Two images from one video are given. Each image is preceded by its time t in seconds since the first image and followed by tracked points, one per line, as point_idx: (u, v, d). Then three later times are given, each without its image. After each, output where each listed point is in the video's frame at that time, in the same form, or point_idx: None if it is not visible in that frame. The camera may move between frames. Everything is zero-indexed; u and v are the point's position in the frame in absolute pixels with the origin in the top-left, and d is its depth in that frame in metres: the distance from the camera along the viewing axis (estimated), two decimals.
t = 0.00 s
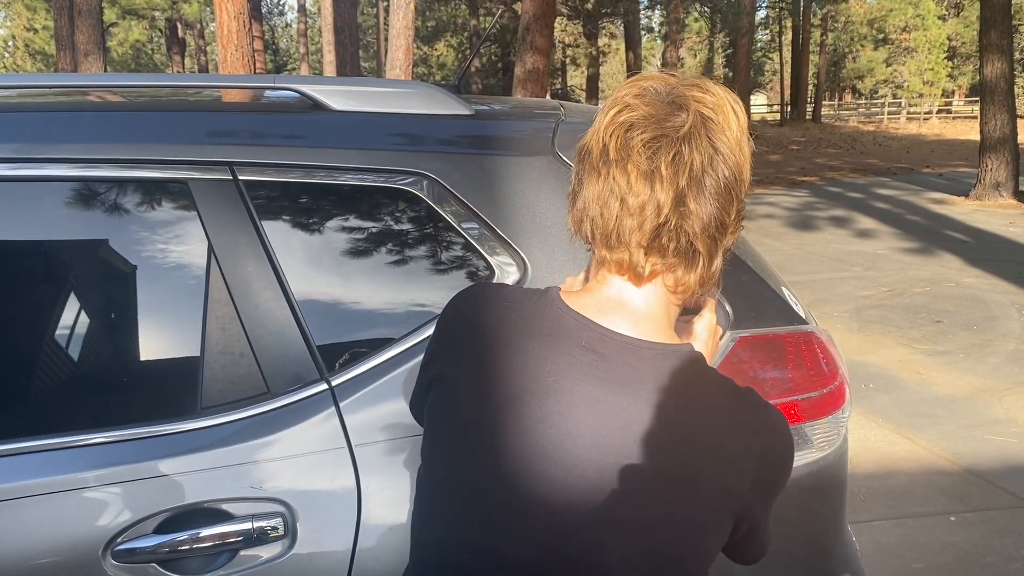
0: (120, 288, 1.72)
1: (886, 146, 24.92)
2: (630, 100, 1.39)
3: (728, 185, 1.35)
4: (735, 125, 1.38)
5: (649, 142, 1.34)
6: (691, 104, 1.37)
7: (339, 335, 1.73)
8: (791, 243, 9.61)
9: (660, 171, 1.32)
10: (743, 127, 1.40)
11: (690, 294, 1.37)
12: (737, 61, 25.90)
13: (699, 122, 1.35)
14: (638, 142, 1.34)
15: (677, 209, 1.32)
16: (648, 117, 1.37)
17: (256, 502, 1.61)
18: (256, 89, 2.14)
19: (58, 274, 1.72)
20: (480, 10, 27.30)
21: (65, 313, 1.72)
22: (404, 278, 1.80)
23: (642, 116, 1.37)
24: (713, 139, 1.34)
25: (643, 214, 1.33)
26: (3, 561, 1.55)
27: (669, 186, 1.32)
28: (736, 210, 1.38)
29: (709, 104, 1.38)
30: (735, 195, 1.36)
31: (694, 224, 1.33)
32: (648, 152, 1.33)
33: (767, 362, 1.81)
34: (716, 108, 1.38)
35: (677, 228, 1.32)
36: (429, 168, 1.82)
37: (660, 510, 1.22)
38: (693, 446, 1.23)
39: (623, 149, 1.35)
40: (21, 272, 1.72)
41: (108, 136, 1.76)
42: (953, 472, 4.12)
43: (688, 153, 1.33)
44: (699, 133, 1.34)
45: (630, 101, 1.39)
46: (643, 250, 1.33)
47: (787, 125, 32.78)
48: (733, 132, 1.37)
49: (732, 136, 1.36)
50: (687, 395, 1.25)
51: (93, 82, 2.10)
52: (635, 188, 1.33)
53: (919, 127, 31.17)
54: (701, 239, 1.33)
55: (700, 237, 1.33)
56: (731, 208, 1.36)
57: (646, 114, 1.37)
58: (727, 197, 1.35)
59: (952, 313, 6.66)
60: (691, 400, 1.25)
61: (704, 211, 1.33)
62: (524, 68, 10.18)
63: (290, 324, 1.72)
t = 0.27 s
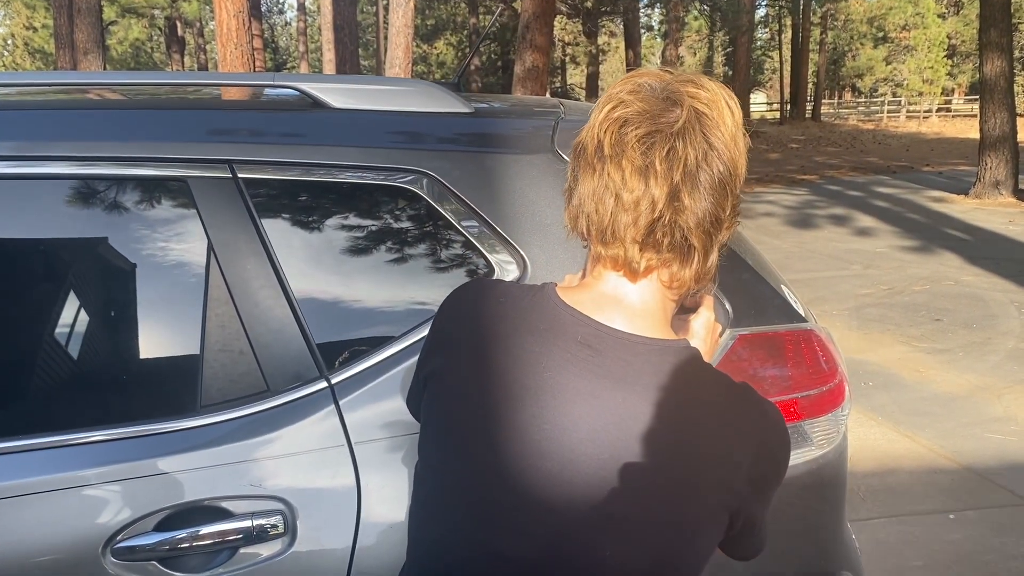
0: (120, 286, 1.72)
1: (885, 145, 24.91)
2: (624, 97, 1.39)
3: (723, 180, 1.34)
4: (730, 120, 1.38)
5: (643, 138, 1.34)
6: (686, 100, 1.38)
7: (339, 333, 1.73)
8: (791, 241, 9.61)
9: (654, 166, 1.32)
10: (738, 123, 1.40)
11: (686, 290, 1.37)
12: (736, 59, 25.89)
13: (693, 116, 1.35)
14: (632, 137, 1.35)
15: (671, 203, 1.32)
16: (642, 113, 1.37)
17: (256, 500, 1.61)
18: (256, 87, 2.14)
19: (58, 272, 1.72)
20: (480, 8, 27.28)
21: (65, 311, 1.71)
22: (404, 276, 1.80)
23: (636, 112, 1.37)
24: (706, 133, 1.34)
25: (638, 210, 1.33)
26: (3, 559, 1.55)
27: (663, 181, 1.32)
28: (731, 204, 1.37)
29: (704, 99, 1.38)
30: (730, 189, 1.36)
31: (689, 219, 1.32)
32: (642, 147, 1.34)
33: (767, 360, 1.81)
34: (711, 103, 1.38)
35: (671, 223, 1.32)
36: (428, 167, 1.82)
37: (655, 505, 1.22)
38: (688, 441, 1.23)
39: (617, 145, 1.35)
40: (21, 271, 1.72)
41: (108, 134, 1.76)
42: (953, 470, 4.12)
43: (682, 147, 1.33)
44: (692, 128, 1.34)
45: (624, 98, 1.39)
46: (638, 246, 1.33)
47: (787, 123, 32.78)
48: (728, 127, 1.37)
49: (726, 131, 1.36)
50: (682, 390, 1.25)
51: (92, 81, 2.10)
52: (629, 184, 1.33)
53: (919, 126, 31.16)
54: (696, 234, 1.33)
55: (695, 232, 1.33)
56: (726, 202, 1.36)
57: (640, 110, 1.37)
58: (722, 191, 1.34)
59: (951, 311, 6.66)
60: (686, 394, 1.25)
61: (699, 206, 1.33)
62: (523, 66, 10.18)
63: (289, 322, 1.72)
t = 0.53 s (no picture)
0: (119, 285, 1.72)
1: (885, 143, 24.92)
2: (617, 94, 1.39)
3: (716, 177, 1.34)
4: (721, 117, 1.38)
5: (635, 135, 1.34)
6: (677, 97, 1.38)
7: (338, 332, 1.73)
8: (790, 240, 9.61)
9: (646, 163, 1.32)
10: (731, 119, 1.40)
11: (679, 286, 1.37)
12: (735, 58, 25.88)
13: (684, 113, 1.35)
14: (624, 134, 1.35)
15: (663, 199, 1.32)
16: (635, 110, 1.37)
17: (255, 499, 1.61)
18: (255, 85, 2.13)
19: (57, 271, 1.72)
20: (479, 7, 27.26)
21: (65, 310, 1.72)
22: (403, 275, 1.80)
23: (628, 109, 1.37)
24: (698, 130, 1.34)
25: (630, 207, 1.33)
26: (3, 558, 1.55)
27: (656, 178, 1.32)
28: (724, 200, 1.37)
29: (696, 96, 1.38)
30: (723, 185, 1.36)
31: (682, 216, 1.32)
32: (634, 144, 1.34)
33: (766, 359, 1.81)
34: (703, 100, 1.38)
35: (664, 220, 1.32)
36: (426, 166, 1.82)
37: (650, 501, 1.22)
38: (683, 437, 1.23)
39: (609, 142, 1.35)
40: (21, 269, 1.72)
41: (106, 133, 1.76)
42: (952, 469, 4.12)
43: (674, 144, 1.33)
44: (684, 124, 1.34)
45: (616, 95, 1.39)
46: (631, 243, 1.33)
47: (786, 121, 32.77)
48: (721, 123, 1.37)
49: (718, 128, 1.36)
50: (675, 386, 1.25)
51: (92, 79, 2.10)
52: (622, 180, 1.33)
53: (918, 125, 31.17)
54: (689, 230, 1.33)
55: (688, 228, 1.33)
56: (719, 198, 1.35)
57: (633, 107, 1.37)
58: (714, 187, 1.34)
59: (951, 310, 6.66)
60: (679, 390, 1.25)
61: (692, 203, 1.32)
62: (523, 64, 10.18)
63: (287, 321, 1.72)
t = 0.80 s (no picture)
0: (119, 284, 1.72)
1: (884, 142, 24.90)
2: (613, 92, 1.39)
3: (713, 175, 1.34)
4: (718, 115, 1.38)
5: (632, 133, 1.34)
6: (674, 95, 1.37)
7: (338, 331, 1.73)
8: (790, 239, 9.61)
9: (643, 162, 1.32)
10: (728, 117, 1.40)
11: (677, 285, 1.37)
12: (735, 56, 25.87)
13: (681, 112, 1.35)
14: (621, 133, 1.35)
15: (660, 198, 1.32)
16: (631, 109, 1.37)
17: (254, 498, 1.61)
18: (254, 84, 2.13)
19: (56, 270, 1.72)
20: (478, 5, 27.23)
21: (63, 309, 1.72)
22: (402, 274, 1.80)
23: (625, 108, 1.37)
24: (695, 129, 1.34)
25: (627, 206, 1.33)
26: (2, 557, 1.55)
27: (653, 176, 1.32)
28: (721, 199, 1.37)
29: (693, 94, 1.38)
30: (720, 183, 1.35)
31: (678, 215, 1.32)
32: (631, 143, 1.34)
33: (765, 357, 1.81)
34: (700, 98, 1.38)
35: (661, 219, 1.32)
36: (425, 164, 1.82)
37: (649, 499, 1.22)
38: (682, 435, 1.23)
39: (606, 141, 1.35)
40: (20, 269, 1.72)
41: (106, 132, 1.75)
42: (951, 467, 4.12)
43: (671, 143, 1.33)
44: (681, 123, 1.34)
45: (614, 93, 1.39)
46: (628, 242, 1.33)
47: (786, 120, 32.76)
48: (718, 121, 1.37)
49: (715, 126, 1.36)
50: (674, 383, 1.25)
51: (91, 78, 2.10)
52: (619, 179, 1.33)
53: (917, 123, 31.18)
54: (685, 229, 1.33)
55: (685, 228, 1.33)
56: (716, 197, 1.35)
57: (630, 106, 1.37)
58: (711, 186, 1.34)
59: (950, 308, 6.66)
60: (677, 387, 1.25)
61: (689, 202, 1.32)
62: (522, 63, 10.17)
63: (287, 320, 1.72)
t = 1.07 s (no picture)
0: (118, 284, 1.72)
1: (883, 141, 24.89)
2: (613, 91, 1.39)
3: (712, 174, 1.34)
4: (718, 113, 1.38)
5: (632, 132, 1.35)
6: (674, 94, 1.38)
7: (337, 330, 1.73)
8: (789, 238, 9.61)
9: (643, 160, 1.32)
10: (728, 117, 1.40)
11: (677, 283, 1.37)
12: (734, 56, 25.85)
13: (681, 110, 1.35)
14: (621, 132, 1.35)
15: (660, 196, 1.32)
16: (631, 107, 1.37)
17: (253, 497, 1.61)
18: (254, 84, 2.13)
19: (55, 270, 1.72)
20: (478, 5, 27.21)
21: (63, 309, 1.71)
22: (402, 273, 1.80)
23: (624, 107, 1.37)
24: (695, 127, 1.34)
25: (627, 204, 1.33)
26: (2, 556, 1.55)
27: (653, 175, 1.32)
28: (720, 197, 1.37)
29: (693, 92, 1.38)
30: (719, 181, 1.36)
31: (678, 213, 1.32)
32: (631, 142, 1.34)
33: (764, 357, 1.81)
34: (699, 97, 1.38)
35: (660, 217, 1.32)
36: (424, 163, 1.82)
37: (649, 497, 1.22)
38: (682, 433, 1.23)
39: (606, 139, 1.35)
40: (19, 269, 1.72)
41: (105, 131, 1.76)
42: (950, 467, 4.13)
43: (670, 140, 1.33)
44: (681, 121, 1.34)
45: (614, 92, 1.39)
46: (628, 240, 1.33)
47: (785, 120, 32.76)
48: (717, 120, 1.37)
49: (715, 125, 1.36)
50: (673, 381, 1.25)
51: (91, 78, 2.10)
52: (619, 178, 1.33)
53: (916, 123, 31.18)
54: (684, 227, 1.33)
55: (684, 226, 1.33)
56: (716, 195, 1.35)
57: (630, 104, 1.37)
58: (711, 183, 1.34)
59: (949, 308, 6.66)
60: (677, 385, 1.25)
61: (688, 200, 1.33)
62: (521, 62, 10.16)
63: (287, 319, 1.72)
